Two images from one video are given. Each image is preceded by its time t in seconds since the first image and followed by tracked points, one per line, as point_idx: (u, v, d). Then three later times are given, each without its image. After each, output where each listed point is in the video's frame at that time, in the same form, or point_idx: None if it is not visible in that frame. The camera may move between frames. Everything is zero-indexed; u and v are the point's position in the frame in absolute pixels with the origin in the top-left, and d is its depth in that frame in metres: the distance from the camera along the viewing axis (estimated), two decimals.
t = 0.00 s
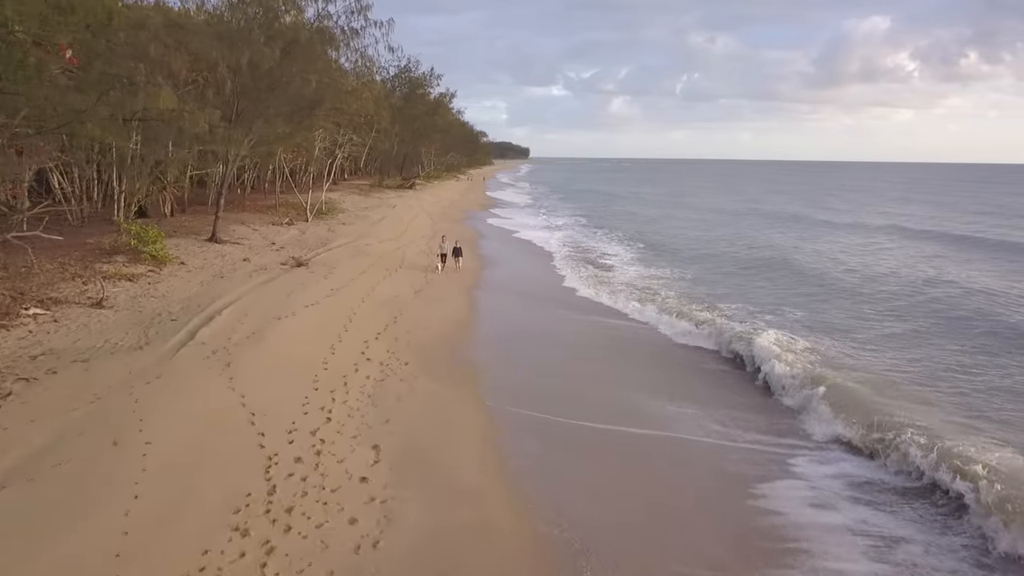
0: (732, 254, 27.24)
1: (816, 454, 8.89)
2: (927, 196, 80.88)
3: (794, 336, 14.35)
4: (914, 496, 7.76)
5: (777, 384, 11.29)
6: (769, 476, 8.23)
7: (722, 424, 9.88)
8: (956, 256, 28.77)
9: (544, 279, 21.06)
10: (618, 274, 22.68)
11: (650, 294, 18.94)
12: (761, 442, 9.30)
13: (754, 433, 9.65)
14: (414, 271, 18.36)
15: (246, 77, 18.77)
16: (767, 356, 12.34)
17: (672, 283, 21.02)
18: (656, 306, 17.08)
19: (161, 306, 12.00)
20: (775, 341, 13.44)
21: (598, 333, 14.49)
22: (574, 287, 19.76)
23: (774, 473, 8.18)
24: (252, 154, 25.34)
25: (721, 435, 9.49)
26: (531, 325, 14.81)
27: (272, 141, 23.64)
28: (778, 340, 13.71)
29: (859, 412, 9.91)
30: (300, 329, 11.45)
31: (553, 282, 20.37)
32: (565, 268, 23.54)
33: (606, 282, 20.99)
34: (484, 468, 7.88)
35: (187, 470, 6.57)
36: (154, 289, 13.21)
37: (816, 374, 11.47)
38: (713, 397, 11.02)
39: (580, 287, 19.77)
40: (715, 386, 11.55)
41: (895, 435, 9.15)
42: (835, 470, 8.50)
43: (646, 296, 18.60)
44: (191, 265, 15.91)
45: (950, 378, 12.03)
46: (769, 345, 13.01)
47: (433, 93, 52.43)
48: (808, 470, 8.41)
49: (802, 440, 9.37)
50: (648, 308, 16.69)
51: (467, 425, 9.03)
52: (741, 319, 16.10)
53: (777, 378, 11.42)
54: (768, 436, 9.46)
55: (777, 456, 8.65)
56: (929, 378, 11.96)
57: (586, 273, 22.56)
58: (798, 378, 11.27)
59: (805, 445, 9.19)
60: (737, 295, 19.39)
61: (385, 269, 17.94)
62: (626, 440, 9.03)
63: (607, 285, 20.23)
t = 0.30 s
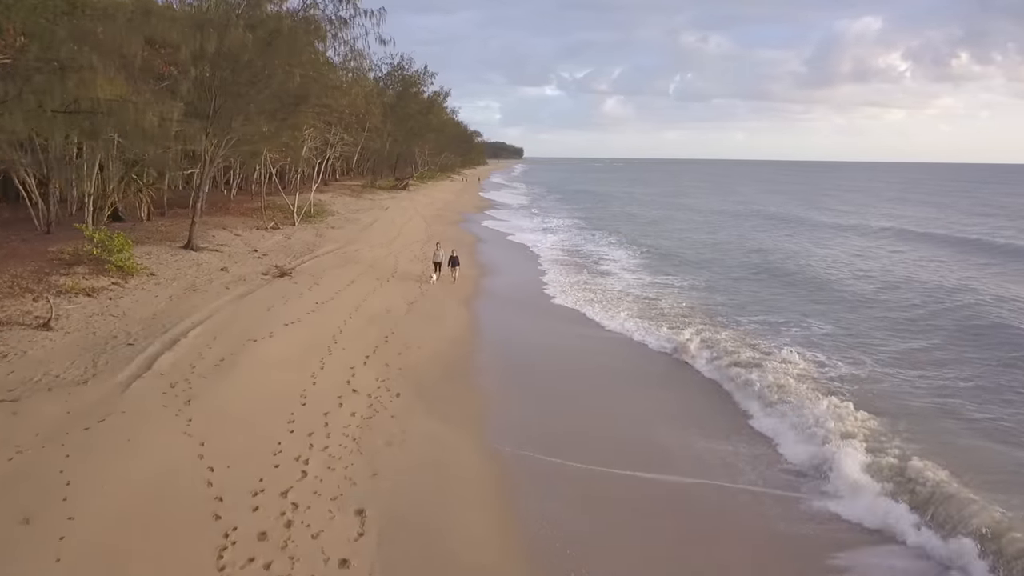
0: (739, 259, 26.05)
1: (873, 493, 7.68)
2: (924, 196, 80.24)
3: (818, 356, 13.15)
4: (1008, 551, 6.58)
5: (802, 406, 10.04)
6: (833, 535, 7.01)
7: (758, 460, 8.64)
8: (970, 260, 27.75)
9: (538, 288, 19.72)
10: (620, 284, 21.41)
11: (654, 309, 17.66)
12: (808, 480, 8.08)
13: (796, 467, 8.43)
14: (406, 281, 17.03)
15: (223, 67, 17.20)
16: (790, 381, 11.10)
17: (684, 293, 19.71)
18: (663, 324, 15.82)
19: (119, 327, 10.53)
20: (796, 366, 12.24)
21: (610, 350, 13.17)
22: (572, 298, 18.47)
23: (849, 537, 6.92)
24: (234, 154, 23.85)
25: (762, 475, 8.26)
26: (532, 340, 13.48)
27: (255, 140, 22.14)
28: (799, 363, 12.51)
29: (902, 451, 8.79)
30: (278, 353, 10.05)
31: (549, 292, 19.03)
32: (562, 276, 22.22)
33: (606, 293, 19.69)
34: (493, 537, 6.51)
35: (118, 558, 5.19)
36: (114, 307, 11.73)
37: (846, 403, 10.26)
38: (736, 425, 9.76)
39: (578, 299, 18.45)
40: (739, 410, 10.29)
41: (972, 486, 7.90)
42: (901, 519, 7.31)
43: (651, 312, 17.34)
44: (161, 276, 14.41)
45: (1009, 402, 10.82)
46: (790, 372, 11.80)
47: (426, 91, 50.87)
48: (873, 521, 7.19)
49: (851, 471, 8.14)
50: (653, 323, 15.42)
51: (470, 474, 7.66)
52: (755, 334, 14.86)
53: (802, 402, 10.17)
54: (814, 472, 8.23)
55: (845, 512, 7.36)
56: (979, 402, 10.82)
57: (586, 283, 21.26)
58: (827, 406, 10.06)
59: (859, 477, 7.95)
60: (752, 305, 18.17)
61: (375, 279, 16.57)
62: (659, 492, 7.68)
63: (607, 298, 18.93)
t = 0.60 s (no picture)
0: (744, 264, 25.23)
1: (923, 540, 6.83)
2: (922, 197, 79.89)
3: (841, 370, 12.26)
4: None
5: (828, 439, 9.21)
6: None
7: (789, 497, 7.74)
8: (980, 264, 27.07)
9: (535, 296, 18.78)
10: (622, 291, 20.48)
11: (659, 320, 16.75)
12: (849, 520, 7.18)
13: (833, 500, 7.51)
14: (399, 289, 16.06)
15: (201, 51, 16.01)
16: (812, 410, 10.25)
17: (690, 301, 18.88)
18: (671, 337, 14.92)
19: (80, 347, 9.50)
20: (817, 387, 11.36)
21: (617, 368, 12.28)
22: (571, 307, 17.53)
23: None
24: (219, 154, 22.78)
25: (797, 517, 7.36)
26: (533, 358, 12.58)
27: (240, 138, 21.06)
28: (820, 382, 11.63)
29: (944, 492, 7.98)
30: (258, 373, 9.08)
31: (548, 301, 18.08)
32: (561, 282, 21.28)
33: (608, 301, 18.77)
34: None
35: None
36: (79, 322, 10.69)
37: (875, 436, 9.43)
38: (760, 451, 8.86)
39: (578, 307, 17.52)
40: (762, 432, 9.38)
41: None
42: (959, 572, 6.46)
43: (657, 323, 16.43)
44: (135, 286, 13.36)
45: None
46: (810, 395, 10.93)
47: (421, 90, 49.85)
48: None
49: (896, 517, 7.30)
50: (659, 337, 14.53)
51: (472, 524, 6.73)
52: (768, 349, 13.98)
53: (828, 434, 9.34)
54: (857, 507, 7.33)
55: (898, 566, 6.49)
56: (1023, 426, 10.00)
57: (587, 289, 20.32)
58: (855, 440, 9.24)
59: (902, 526, 7.11)
60: (764, 313, 17.32)
61: (367, 287, 15.58)
62: (686, 545, 6.77)
63: (609, 307, 17.99)
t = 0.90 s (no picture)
0: (747, 266, 24.87)
1: (932, 566, 6.49)
2: (921, 197, 79.69)
3: (852, 378, 11.85)
4: None
5: (835, 453, 8.82)
6: None
7: (795, 514, 7.39)
8: (985, 265, 26.73)
9: (530, 298, 18.37)
10: (623, 293, 20.06)
11: (660, 324, 16.34)
12: (863, 543, 6.81)
13: (840, 521, 7.15)
14: (396, 293, 15.62)
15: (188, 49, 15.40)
16: (824, 420, 9.88)
17: (693, 305, 18.51)
18: (673, 343, 14.50)
19: (63, 356, 9.08)
20: (825, 397, 10.95)
21: (619, 374, 11.87)
22: (568, 310, 17.11)
23: None
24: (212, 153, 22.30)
25: (805, 536, 6.99)
26: (533, 363, 12.18)
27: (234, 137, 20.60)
28: (829, 391, 11.22)
29: (961, 510, 7.59)
30: (249, 383, 8.67)
31: (544, 304, 17.67)
32: (560, 284, 20.87)
33: (608, 304, 18.37)
34: None
35: None
36: (63, 329, 10.28)
37: (888, 449, 9.04)
38: (762, 463, 8.51)
39: (574, 311, 17.11)
40: (767, 444, 9.00)
41: None
42: None
43: (658, 327, 16.02)
44: (124, 290, 12.95)
45: None
46: (817, 405, 10.53)
47: (418, 89, 49.39)
48: None
49: (905, 539, 6.93)
50: (658, 343, 14.12)
51: (472, 547, 6.34)
52: (774, 356, 13.58)
53: (834, 447, 8.97)
54: (856, 532, 6.96)
55: None
56: None
57: (586, 292, 19.91)
58: (865, 455, 8.84)
59: (907, 549, 6.76)
60: (770, 317, 16.93)
61: (363, 291, 15.16)
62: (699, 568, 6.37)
63: (610, 310, 17.61)
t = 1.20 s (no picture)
0: (748, 267, 24.68)
1: None
2: (920, 197, 79.63)
3: (859, 382, 11.65)
4: None
5: (837, 460, 8.62)
6: None
7: (796, 522, 7.20)
8: (987, 266, 26.58)
9: (527, 300, 18.18)
10: (623, 295, 19.88)
11: (660, 326, 16.16)
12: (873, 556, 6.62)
13: (841, 532, 6.97)
14: (395, 294, 15.41)
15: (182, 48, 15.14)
16: (831, 427, 9.68)
17: (696, 307, 18.31)
18: (674, 346, 14.32)
19: (53, 361, 8.85)
20: (831, 402, 10.75)
21: (619, 378, 11.68)
22: (566, 312, 16.92)
23: None
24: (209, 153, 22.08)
25: (805, 546, 6.81)
26: (531, 367, 11.99)
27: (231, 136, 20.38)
28: (834, 395, 11.03)
29: (972, 520, 7.40)
30: (245, 390, 8.46)
31: (541, 306, 17.49)
32: (559, 286, 20.68)
33: (608, 306, 18.17)
34: None
35: None
36: (55, 333, 10.04)
37: (894, 456, 8.86)
38: (760, 469, 8.32)
39: (571, 312, 16.93)
40: (768, 450, 8.82)
41: None
42: None
43: (659, 330, 15.83)
44: (119, 293, 12.72)
45: None
46: (821, 411, 10.34)
47: (417, 89, 49.15)
48: None
49: (909, 554, 6.72)
50: (656, 345, 13.96)
51: (473, 560, 6.14)
52: (777, 359, 13.39)
53: (835, 453, 8.78)
54: (857, 547, 6.72)
55: None
56: None
57: (585, 293, 19.72)
58: (870, 463, 8.66)
59: (912, 565, 6.56)
60: (773, 319, 16.74)
61: (361, 293, 14.95)
62: None
63: (611, 312, 17.41)
